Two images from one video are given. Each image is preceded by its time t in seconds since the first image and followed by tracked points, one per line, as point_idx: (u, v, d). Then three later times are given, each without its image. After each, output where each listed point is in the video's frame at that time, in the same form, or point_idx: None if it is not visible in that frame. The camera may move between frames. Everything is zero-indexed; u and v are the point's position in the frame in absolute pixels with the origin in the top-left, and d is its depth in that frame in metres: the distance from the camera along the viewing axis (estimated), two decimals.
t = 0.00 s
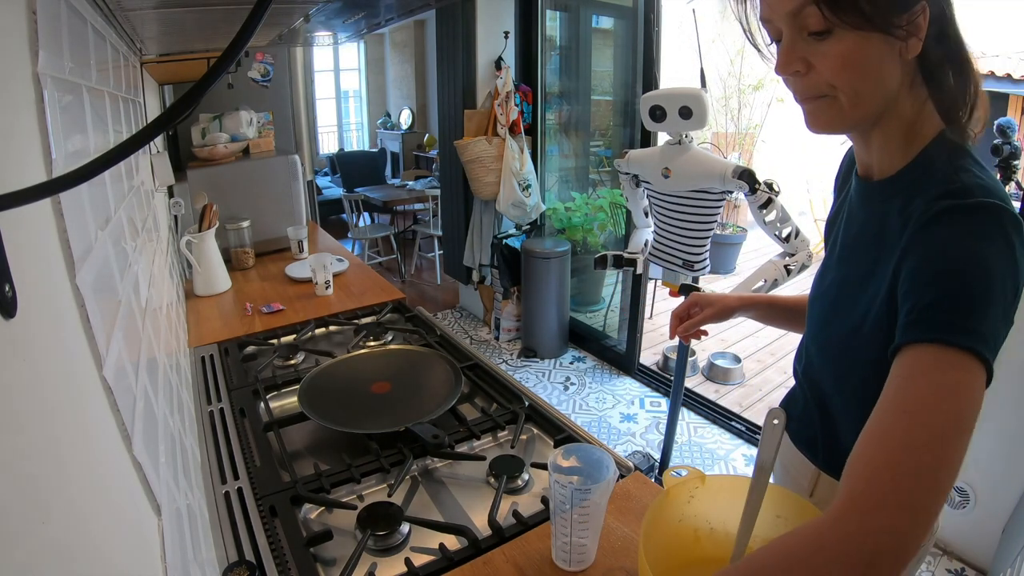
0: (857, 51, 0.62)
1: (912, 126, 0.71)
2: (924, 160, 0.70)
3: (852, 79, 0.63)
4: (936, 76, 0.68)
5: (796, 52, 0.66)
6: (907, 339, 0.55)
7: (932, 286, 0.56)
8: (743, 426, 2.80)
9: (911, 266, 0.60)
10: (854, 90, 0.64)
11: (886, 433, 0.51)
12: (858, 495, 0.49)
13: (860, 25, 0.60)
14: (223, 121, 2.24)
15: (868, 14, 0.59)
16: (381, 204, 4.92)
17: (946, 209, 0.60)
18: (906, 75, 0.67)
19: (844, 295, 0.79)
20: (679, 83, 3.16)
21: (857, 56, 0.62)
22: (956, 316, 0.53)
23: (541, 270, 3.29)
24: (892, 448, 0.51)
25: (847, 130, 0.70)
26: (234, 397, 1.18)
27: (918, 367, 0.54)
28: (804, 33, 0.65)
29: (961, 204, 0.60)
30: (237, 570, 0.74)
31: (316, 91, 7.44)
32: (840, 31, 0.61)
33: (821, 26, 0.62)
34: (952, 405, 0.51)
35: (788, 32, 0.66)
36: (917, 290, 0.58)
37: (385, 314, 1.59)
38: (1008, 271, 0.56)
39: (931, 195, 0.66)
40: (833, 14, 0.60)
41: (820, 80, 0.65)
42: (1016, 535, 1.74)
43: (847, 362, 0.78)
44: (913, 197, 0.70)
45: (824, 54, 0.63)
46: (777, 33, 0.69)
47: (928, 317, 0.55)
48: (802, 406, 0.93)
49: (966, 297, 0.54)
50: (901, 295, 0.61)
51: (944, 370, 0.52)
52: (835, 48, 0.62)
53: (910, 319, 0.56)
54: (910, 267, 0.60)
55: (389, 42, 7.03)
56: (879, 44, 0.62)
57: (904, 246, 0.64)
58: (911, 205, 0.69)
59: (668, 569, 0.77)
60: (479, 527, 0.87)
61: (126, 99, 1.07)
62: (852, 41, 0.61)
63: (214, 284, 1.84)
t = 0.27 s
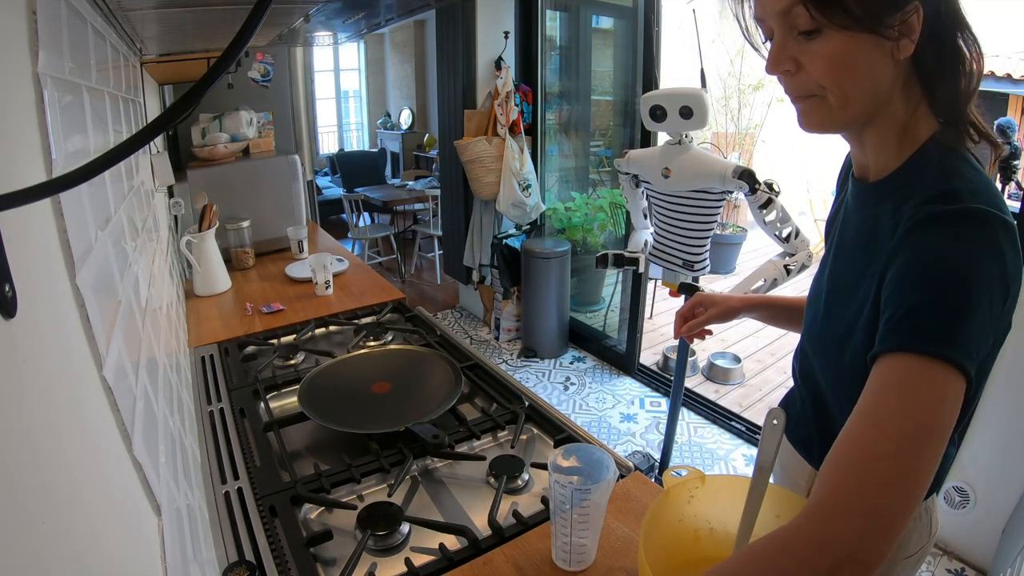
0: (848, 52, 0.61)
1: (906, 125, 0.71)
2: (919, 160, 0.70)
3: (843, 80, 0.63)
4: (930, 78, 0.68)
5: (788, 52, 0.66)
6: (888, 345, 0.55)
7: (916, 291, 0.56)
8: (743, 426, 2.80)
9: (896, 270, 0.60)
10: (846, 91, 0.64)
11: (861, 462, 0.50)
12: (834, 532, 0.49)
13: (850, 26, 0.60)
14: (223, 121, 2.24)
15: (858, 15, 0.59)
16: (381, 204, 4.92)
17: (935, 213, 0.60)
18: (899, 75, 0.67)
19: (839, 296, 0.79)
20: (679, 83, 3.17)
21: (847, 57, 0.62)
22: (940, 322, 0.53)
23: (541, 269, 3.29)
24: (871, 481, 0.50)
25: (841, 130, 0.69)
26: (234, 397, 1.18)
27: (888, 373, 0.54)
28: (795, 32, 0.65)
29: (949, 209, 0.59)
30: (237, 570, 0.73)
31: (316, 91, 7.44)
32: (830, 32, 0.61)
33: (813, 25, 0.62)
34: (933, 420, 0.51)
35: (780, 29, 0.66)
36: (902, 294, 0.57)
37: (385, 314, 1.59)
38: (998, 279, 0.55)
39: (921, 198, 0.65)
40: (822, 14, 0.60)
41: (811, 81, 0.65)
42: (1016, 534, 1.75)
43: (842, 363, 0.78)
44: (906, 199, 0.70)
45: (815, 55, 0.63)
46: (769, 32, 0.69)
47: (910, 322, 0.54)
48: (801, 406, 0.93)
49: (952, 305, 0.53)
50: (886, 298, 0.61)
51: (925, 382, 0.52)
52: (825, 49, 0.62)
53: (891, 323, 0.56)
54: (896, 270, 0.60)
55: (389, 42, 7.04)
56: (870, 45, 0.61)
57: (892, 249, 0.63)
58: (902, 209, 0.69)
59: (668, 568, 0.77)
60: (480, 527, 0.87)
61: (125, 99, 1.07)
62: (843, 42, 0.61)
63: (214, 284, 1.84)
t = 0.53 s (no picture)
0: (853, 56, 0.61)
1: (911, 125, 0.71)
2: (924, 162, 0.70)
3: (848, 84, 0.63)
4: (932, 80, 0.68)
5: (792, 57, 0.66)
6: (935, 359, 0.55)
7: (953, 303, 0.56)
8: (744, 426, 2.80)
9: (925, 281, 0.60)
10: (853, 95, 0.64)
11: (939, 480, 0.51)
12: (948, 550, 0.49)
13: (854, 30, 0.60)
14: (223, 121, 2.24)
15: (861, 19, 0.59)
16: (381, 204, 4.92)
17: (956, 217, 0.60)
18: (903, 77, 0.67)
19: (837, 296, 0.79)
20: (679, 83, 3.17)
21: (850, 62, 0.62)
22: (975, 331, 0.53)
23: (541, 269, 3.29)
24: (959, 500, 0.50)
25: (847, 134, 0.69)
26: (234, 397, 1.18)
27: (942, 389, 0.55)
28: (798, 38, 0.65)
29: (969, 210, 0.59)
30: (237, 570, 0.73)
31: (316, 91, 7.44)
32: (834, 36, 0.61)
33: (816, 30, 0.62)
34: (996, 414, 0.51)
35: (783, 40, 0.66)
36: (937, 307, 0.57)
37: (385, 313, 1.59)
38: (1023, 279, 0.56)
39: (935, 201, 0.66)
40: (825, 21, 0.60)
41: (817, 86, 0.65)
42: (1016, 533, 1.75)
43: (844, 363, 0.78)
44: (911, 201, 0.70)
45: (819, 59, 0.63)
46: (772, 40, 0.69)
47: (951, 335, 0.55)
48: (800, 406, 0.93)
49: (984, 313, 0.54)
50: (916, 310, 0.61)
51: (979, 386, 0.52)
52: (829, 53, 0.62)
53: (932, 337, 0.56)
54: (925, 281, 0.60)
55: (389, 42, 7.04)
56: (875, 48, 0.62)
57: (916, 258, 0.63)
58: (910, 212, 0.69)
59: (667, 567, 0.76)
60: (479, 527, 0.87)
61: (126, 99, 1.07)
62: (847, 46, 0.61)
63: (214, 284, 1.84)
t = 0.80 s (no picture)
0: (871, 48, 0.61)
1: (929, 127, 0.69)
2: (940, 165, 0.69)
3: (864, 78, 0.63)
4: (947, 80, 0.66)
5: (809, 47, 0.65)
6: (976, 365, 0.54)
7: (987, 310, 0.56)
8: (743, 426, 2.80)
9: (965, 289, 0.59)
10: (870, 91, 0.63)
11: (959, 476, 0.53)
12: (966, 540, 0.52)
13: (875, 21, 0.60)
14: (223, 121, 2.24)
15: (882, 12, 0.59)
16: (381, 204, 4.92)
17: (986, 222, 0.59)
18: (923, 74, 0.65)
19: (846, 298, 0.78)
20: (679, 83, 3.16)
21: (869, 55, 0.61)
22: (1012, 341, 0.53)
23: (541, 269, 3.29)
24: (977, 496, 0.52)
25: (859, 130, 0.68)
26: (234, 397, 1.18)
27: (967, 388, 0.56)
28: (817, 27, 0.64)
29: (1002, 212, 0.59)
30: (237, 570, 0.73)
31: (316, 91, 7.44)
32: (856, 27, 0.61)
33: (838, 19, 0.62)
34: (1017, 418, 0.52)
35: (801, 27, 0.66)
36: (979, 319, 0.56)
37: (385, 314, 1.59)
38: None
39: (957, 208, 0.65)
40: (846, 9, 0.60)
41: (833, 78, 0.65)
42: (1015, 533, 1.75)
43: (852, 365, 0.77)
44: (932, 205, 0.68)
45: (837, 50, 0.63)
46: (790, 27, 0.68)
47: (994, 348, 0.54)
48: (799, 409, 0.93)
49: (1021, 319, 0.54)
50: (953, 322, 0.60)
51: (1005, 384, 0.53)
52: (848, 45, 0.62)
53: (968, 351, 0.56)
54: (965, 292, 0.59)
55: (389, 42, 7.03)
56: (895, 42, 0.61)
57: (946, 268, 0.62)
58: (935, 222, 0.68)
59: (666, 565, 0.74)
60: (480, 527, 0.87)
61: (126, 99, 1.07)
62: (867, 38, 0.61)
63: (214, 284, 1.84)
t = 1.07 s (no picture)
0: (890, 47, 0.59)
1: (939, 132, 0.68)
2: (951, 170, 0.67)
3: (879, 78, 0.61)
4: (958, 82, 0.65)
5: (823, 43, 0.63)
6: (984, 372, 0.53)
7: (995, 319, 0.55)
8: (744, 427, 2.80)
9: (978, 296, 0.57)
10: (885, 93, 0.62)
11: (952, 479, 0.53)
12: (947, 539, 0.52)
13: (895, 21, 0.58)
14: (223, 121, 2.24)
15: (906, 10, 0.57)
16: (381, 204, 4.92)
17: (1003, 232, 0.58)
18: (936, 78, 0.64)
19: (853, 307, 0.77)
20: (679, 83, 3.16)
21: (887, 53, 0.59)
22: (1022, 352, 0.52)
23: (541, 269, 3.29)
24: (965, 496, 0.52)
25: (868, 134, 0.67)
26: (234, 397, 1.18)
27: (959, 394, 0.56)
28: (834, 22, 0.62)
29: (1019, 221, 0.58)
30: (237, 570, 0.73)
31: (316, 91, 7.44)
32: (875, 24, 0.59)
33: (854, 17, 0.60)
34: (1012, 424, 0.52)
35: (817, 19, 0.63)
36: (989, 326, 0.55)
37: (385, 314, 1.59)
38: None
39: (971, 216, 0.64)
40: (867, 4, 0.58)
41: (846, 76, 0.63)
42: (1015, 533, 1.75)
43: (860, 374, 0.76)
44: (943, 213, 0.67)
45: (853, 47, 0.61)
46: (803, 19, 0.66)
47: (1004, 355, 0.53)
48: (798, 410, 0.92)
49: None
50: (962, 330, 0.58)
51: (996, 393, 0.53)
52: (865, 42, 0.60)
53: (974, 357, 0.55)
54: (976, 299, 0.57)
55: (389, 42, 7.03)
56: (915, 43, 0.60)
57: (961, 277, 0.61)
58: (948, 233, 0.67)
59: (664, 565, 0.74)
60: (479, 527, 0.87)
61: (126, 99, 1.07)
62: (887, 37, 0.59)
63: (214, 284, 1.83)
